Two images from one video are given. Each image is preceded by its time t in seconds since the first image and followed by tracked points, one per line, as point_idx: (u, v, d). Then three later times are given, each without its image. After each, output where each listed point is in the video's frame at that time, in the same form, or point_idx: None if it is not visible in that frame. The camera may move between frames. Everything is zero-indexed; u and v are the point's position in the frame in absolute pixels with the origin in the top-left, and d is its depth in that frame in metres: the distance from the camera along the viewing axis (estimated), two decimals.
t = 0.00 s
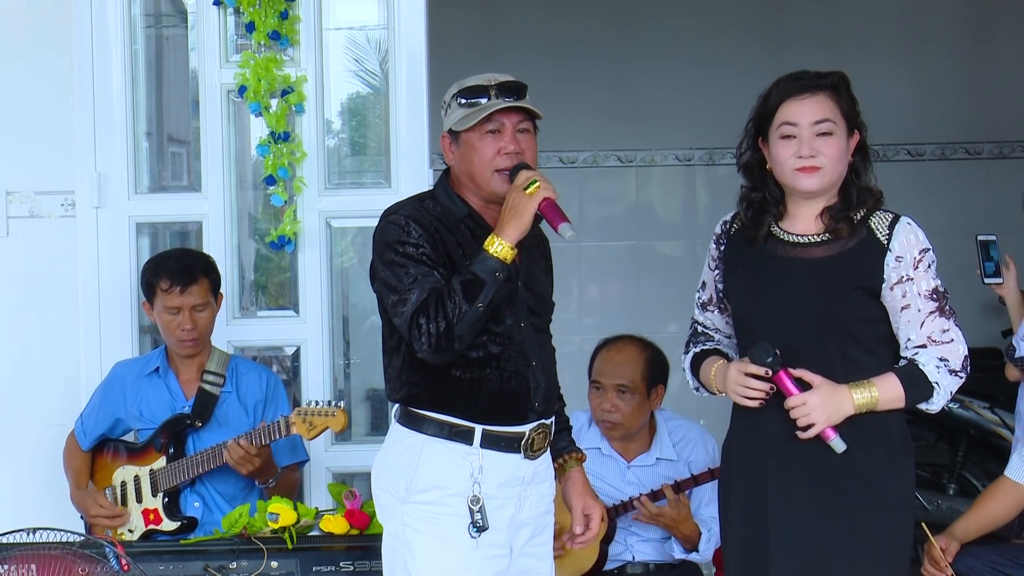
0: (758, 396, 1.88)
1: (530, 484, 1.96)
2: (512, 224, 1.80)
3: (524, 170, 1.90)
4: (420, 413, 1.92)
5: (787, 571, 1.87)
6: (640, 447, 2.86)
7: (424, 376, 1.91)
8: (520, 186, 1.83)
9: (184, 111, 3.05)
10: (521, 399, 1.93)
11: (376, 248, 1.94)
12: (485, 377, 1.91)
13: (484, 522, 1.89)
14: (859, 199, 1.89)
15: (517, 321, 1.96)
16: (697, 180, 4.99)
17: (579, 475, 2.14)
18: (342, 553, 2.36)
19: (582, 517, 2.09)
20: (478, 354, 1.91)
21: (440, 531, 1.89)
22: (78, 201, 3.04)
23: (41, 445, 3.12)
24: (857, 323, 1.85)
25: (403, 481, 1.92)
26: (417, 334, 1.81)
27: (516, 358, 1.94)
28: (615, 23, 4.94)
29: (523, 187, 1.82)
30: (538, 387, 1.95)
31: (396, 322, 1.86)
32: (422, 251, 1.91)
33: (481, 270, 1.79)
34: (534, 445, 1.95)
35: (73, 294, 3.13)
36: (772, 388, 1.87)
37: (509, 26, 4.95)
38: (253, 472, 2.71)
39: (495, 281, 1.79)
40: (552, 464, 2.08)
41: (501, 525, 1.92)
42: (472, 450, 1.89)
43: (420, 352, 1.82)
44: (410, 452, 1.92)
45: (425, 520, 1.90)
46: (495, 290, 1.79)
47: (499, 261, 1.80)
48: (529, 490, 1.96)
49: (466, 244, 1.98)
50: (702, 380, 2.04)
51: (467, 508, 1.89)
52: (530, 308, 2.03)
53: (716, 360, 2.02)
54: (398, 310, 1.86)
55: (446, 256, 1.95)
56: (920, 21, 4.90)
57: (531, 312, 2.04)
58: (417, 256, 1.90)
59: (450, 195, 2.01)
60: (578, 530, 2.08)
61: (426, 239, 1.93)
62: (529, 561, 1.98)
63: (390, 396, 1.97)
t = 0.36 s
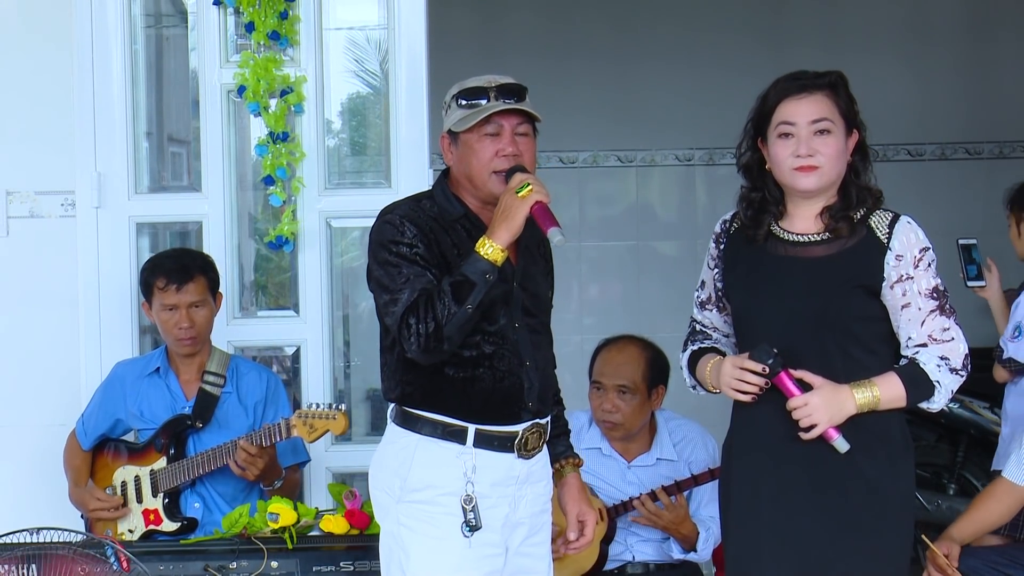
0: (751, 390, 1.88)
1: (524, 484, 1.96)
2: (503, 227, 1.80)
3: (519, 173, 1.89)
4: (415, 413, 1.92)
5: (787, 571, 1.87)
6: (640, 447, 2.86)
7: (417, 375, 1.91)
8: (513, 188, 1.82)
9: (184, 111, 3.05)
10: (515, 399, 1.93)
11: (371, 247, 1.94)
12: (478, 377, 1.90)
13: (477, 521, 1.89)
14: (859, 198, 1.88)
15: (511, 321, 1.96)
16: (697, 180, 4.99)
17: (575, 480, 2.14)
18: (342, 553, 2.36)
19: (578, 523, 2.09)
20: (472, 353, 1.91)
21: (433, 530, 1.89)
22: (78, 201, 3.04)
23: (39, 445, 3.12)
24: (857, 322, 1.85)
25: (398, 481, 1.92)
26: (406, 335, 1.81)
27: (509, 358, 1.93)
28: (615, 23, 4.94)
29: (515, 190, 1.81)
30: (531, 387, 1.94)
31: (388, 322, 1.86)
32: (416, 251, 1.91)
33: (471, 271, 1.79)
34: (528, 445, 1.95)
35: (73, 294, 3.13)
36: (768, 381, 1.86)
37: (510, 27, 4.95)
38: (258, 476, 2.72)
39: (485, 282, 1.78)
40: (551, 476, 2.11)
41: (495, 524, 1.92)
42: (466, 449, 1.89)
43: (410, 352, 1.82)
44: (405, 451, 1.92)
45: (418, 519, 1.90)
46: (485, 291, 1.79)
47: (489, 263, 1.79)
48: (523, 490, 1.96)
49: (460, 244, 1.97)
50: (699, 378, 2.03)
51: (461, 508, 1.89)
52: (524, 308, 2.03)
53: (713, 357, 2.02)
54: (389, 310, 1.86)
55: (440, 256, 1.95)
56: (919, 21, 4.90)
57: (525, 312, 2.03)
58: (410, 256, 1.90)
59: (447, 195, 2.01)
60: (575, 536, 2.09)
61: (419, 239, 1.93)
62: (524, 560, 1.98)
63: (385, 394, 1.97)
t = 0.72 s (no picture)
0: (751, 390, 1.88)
1: (523, 483, 1.96)
2: (502, 229, 1.80)
3: (519, 175, 1.89)
4: (415, 413, 1.92)
5: (787, 571, 1.87)
6: (639, 447, 2.86)
7: (416, 375, 1.91)
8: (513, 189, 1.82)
9: (184, 111, 3.05)
10: (513, 399, 1.93)
11: (371, 247, 1.94)
12: (477, 377, 1.90)
13: (475, 521, 1.89)
14: (859, 198, 1.88)
15: (510, 321, 1.96)
16: (697, 180, 4.99)
17: (575, 482, 2.14)
18: (342, 553, 2.36)
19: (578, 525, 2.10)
20: (471, 353, 1.91)
21: (431, 530, 1.89)
22: (78, 201, 3.04)
23: (39, 445, 3.12)
24: (858, 322, 1.85)
25: (397, 480, 1.92)
26: (404, 336, 1.81)
27: (508, 358, 1.94)
28: (615, 23, 4.94)
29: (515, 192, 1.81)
30: (531, 387, 1.94)
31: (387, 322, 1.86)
32: (416, 252, 1.91)
33: (470, 273, 1.79)
34: (526, 444, 1.95)
35: (72, 294, 3.13)
36: (766, 380, 1.86)
37: (509, 27, 4.95)
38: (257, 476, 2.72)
39: (482, 284, 1.78)
40: (551, 476, 2.11)
41: (494, 524, 1.92)
42: (465, 449, 1.89)
43: (408, 353, 1.82)
44: (405, 451, 1.92)
45: (416, 519, 1.90)
46: (483, 293, 1.79)
47: (487, 265, 1.79)
48: (522, 490, 1.96)
49: (461, 244, 1.97)
50: (699, 377, 2.03)
51: (459, 507, 1.89)
52: (524, 308, 2.03)
53: (711, 356, 2.02)
54: (387, 310, 1.86)
55: (440, 257, 1.95)
56: (919, 21, 4.90)
57: (525, 312, 2.03)
58: (409, 257, 1.90)
59: (448, 195, 2.01)
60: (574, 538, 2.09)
61: (419, 240, 1.93)
62: (523, 560, 1.98)
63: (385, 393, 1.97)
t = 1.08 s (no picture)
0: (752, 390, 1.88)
1: (523, 483, 1.96)
2: (501, 229, 1.80)
3: (519, 176, 1.90)
4: (416, 413, 1.92)
5: (789, 570, 1.87)
6: (639, 446, 2.86)
7: (416, 374, 1.91)
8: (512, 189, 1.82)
9: (185, 111, 3.05)
10: (513, 398, 1.93)
11: (372, 247, 1.94)
12: (477, 377, 1.90)
13: (475, 521, 1.89)
14: (861, 198, 1.89)
15: (511, 321, 1.96)
16: (697, 180, 4.99)
17: (575, 481, 2.15)
18: (342, 553, 2.36)
19: (579, 524, 2.10)
20: (471, 353, 1.91)
21: (431, 530, 1.89)
22: (78, 201, 3.04)
23: (39, 445, 3.11)
24: (860, 321, 1.85)
25: (397, 480, 1.92)
26: (403, 336, 1.81)
27: (508, 358, 1.94)
28: (615, 23, 4.94)
29: (515, 192, 1.81)
30: (531, 387, 1.95)
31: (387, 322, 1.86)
32: (416, 253, 1.91)
33: (469, 272, 1.79)
34: (526, 445, 1.95)
35: (72, 295, 3.12)
36: (768, 380, 1.86)
37: (509, 27, 4.95)
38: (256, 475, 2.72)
39: (481, 284, 1.78)
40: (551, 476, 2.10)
41: (494, 524, 1.92)
42: (465, 449, 1.90)
43: (407, 353, 1.82)
44: (405, 451, 1.92)
45: (416, 519, 1.90)
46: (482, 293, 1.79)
47: (486, 265, 1.79)
48: (522, 490, 1.96)
49: (461, 244, 1.97)
50: (703, 377, 2.03)
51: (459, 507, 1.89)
52: (524, 308, 2.03)
53: (715, 355, 2.02)
54: (387, 311, 1.86)
55: (440, 257, 1.95)
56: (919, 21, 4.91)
57: (525, 312, 2.03)
58: (409, 257, 1.90)
59: (449, 195, 2.01)
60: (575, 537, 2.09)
61: (420, 240, 1.93)
62: (523, 560, 1.98)
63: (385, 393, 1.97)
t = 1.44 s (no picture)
0: (754, 391, 1.87)
1: (523, 483, 1.95)
2: (498, 236, 1.79)
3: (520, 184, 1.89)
4: (416, 413, 1.92)
5: (792, 571, 1.87)
6: (639, 447, 2.86)
7: (415, 374, 1.91)
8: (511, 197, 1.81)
9: (185, 111, 3.05)
10: (513, 398, 1.93)
11: (372, 247, 1.93)
12: (477, 377, 1.90)
13: (475, 521, 1.89)
14: (865, 199, 1.89)
15: (511, 321, 1.96)
16: (698, 180, 4.99)
17: (576, 483, 2.14)
18: (342, 553, 2.36)
19: (580, 524, 2.09)
20: (473, 352, 1.91)
21: (431, 530, 1.89)
22: (78, 201, 3.04)
23: (40, 446, 3.11)
24: (863, 322, 1.85)
25: (396, 480, 1.92)
26: (398, 339, 1.81)
27: (509, 358, 1.94)
28: (615, 23, 4.94)
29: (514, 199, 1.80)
30: (531, 387, 1.94)
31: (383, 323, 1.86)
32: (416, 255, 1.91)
33: (466, 277, 1.79)
34: (525, 445, 1.95)
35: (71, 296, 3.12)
36: (772, 380, 1.86)
37: (510, 27, 4.95)
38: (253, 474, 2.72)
39: (478, 290, 1.78)
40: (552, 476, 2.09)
41: (494, 523, 1.92)
42: (464, 449, 1.89)
43: (402, 356, 1.82)
44: (404, 451, 1.92)
45: (416, 518, 1.90)
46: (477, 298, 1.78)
47: (483, 271, 1.78)
48: (522, 490, 1.96)
49: (460, 244, 1.98)
50: (707, 377, 2.03)
51: (459, 507, 1.89)
52: (524, 309, 2.03)
53: (719, 355, 2.02)
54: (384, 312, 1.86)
55: (439, 258, 1.95)
56: (919, 22, 4.91)
57: (526, 313, 2.04)
58: (407, 258, 1.89)
59: (450, 196, 2.01)
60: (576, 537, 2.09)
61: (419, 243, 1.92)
62: (523, 559, 1.98)
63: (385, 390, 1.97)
